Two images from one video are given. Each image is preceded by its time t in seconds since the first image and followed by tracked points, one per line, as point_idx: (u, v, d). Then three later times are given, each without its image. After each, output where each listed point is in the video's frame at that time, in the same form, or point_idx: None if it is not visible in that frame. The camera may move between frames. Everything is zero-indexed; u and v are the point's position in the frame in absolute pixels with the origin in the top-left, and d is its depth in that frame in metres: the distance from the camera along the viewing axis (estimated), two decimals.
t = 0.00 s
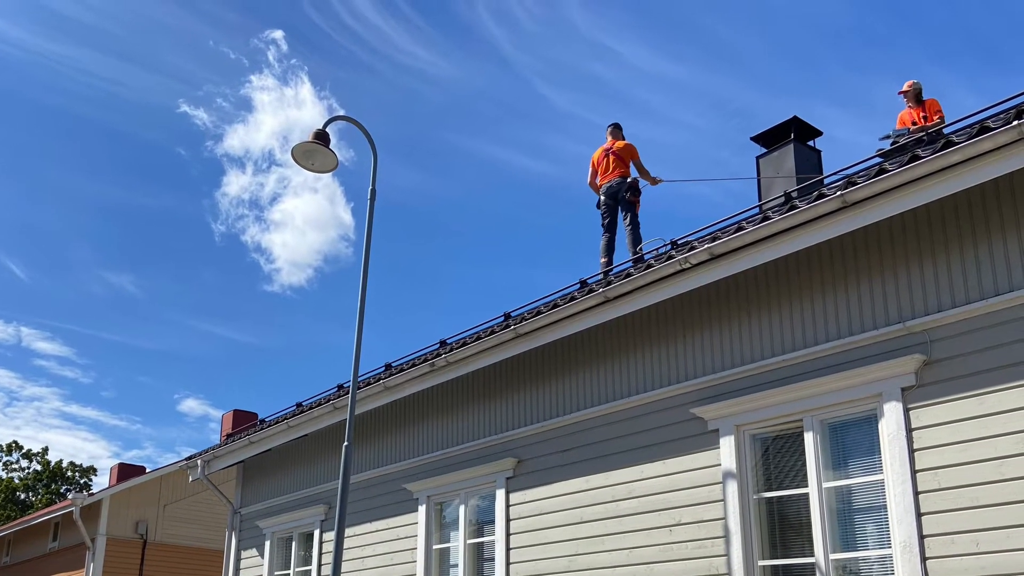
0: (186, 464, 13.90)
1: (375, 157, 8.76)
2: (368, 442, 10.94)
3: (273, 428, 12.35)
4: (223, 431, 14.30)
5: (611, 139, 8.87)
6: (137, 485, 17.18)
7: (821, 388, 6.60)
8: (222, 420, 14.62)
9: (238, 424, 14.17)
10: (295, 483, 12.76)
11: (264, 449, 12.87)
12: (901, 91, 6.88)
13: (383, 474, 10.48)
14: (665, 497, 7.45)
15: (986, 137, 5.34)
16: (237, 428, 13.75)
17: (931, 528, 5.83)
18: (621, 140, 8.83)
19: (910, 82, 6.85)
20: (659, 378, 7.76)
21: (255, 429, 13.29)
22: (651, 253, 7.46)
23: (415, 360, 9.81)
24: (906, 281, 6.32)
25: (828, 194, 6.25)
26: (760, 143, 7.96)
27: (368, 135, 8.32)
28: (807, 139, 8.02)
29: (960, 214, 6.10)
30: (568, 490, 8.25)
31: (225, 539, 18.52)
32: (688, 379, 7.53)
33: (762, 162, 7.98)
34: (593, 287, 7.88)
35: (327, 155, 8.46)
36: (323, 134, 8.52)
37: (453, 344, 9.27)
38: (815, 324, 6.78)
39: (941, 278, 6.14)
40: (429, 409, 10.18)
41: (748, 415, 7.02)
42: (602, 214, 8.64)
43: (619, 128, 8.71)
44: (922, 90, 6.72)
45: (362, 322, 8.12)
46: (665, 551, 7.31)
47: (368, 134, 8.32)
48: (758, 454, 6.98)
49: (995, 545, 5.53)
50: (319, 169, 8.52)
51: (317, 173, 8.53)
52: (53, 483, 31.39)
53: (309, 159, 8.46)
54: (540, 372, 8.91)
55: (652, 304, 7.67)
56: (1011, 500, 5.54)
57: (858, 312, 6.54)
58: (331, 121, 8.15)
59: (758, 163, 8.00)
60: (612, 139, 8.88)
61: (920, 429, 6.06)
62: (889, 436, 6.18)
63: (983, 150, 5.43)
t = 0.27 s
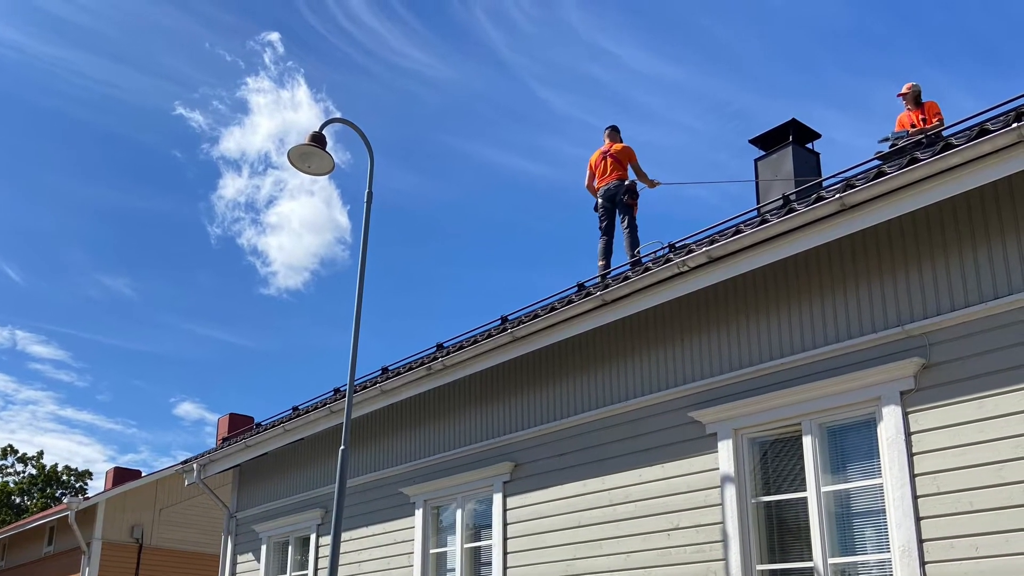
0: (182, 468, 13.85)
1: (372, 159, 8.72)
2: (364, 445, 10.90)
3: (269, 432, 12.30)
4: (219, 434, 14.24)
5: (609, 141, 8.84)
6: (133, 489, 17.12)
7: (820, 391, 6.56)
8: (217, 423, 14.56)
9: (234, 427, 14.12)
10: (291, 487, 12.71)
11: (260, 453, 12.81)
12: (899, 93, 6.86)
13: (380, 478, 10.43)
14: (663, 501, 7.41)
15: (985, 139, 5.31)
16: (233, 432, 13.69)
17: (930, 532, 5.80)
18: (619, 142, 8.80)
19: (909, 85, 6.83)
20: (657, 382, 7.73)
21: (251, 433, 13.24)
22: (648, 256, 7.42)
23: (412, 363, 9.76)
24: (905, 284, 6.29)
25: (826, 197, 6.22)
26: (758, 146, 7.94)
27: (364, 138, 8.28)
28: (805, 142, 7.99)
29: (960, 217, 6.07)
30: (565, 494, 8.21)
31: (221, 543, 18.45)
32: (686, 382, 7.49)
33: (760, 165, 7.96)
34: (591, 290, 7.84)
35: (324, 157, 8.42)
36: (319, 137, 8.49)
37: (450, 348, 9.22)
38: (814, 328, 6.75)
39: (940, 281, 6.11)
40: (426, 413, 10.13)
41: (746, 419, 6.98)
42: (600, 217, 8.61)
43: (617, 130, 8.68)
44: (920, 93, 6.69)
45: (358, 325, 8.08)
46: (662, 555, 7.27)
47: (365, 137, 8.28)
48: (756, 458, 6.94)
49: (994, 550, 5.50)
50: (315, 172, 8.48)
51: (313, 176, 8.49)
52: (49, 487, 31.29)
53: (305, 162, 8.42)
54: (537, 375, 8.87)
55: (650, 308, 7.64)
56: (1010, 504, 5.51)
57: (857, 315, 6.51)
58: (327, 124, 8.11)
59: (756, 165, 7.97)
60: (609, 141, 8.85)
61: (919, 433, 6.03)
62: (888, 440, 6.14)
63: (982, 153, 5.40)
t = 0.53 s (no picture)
0: (178, 472, 13.79)
1: (368, 162, 8.69)
2: (361, 449, 10.85)
3: (265, 436, 12.25)
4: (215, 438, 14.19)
5: (607, 144, 8.81)
6: (129, 493, 17.05)
7: (818, 395, 6.53)
8: (214, 428, 14.50)
9: (230, 431, 14.06)
10: (287, 491, 12.65)
11: (256, 457, 12.76)
12: (898, 95, 6.84)
13: (377, 482, 10.38)
14: (660, 505, 7.37)
15: (984, 142, 5.28)
16: (230, 436, 13.64)
17: (929, 537, 5.76)
18: (616, 145, 8.77)
19: (908, 87, 6.80)
20: (655, 386, 7.69)
21: (247, 437, 13.19)
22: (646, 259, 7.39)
23: (409, 367, 9.72)
24: (904, 287, 6.26)
25: (825, 200, 6.18)
26: (756, 148, 7.91)
27: (361, 140, 8.24)
28: (804, 144, 7.97)
29: (959, 220, 6.04)
30: (563, 498, 8.17)
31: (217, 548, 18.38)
32: (683, 386, 7.46)
33: (759, 167, 7.93)
34: (588, 294, 7.81)
35: (320, 160, 8.38)
36: (315, 140, 8.45)
37: (447, 351, 9.18)
38: (812, 331, 6.71)
39: (938, 284, 6.09)
40: (422, 417, 10.08)
41: (744, 423, 6.94)
42: (597, 220, 8.57)
43: (614, 133, 8.65)
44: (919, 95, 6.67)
45: (354, 328, 8.03)
46: (660, 560, 7.23)
47: (361, 139, 8.24)
48: (754, 462, 6.90)
49: (993, 554, 5.47)
50: (311, 175, 8.44)
51: (309, 179, 8.45)
52: (44, 491, 31.18)
53: (302, 165, 8.38)
54: (534, 379, 8.83)
55: (648, 311, 7.60)
56: (1009, 508, 5.47)
57: (856, 318, 6.48)
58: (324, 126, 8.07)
59: (754, 168, 7.94)
60: (607, 144, 8.82)
61: (918, 437, 5.99)
62: (887, 444, 6.11)
63: (981, 155, 5.38)
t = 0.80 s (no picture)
0: (174, 476, 13.73)
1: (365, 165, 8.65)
2: (358, 453, 10.80)
3: (261, 440, 12.20)
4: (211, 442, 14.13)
5: (604, 146, 8.78)
6: (124, 497, 16.97)
7: (816, 399, 6.49)
8: (210, 431, 14.44)
9: (227, 435, 14.01)
10: (284, 495, 12.60)
11: (252, 461, 12.70)
12: (897, 98, 6.81)
13: (374, 486, 10.33)
14: (658, 509, 7.33)
15: (983, 145, 5.26)
16: (226, 439, 13.58)
17: (928, 541, 5.73)
18: (614, 147, 8.73)
19: (907, 90, 6.78)
20: (653, 389, 7.65)
21: (243, 441, 13.13)
22: (644, 262, 7.35)
23: (406, 370, 9.67)
24: (903, 290, 6.22)
25: (824, 203, 6.15)
26: (755, 151, 7.88)
27: (358, 143, 8.20)
28: (803, 147, 7.94)
29: (958, 222, 6.01)
30: (560, 502, 8.12)
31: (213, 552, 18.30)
32: (681, 390, 7.42)
33: (757, 170, 7.90)
34: (586, 297, 7.77)
35: (316, 163, 8.34)
36: (312, 142, 8.41)
37: (444, 355, 9.14)
38: (811, 334, 6.68)
39: (938, 287, 6.05)
40: (419, 420, 10.04)
41: (743, 426, 6.91)
42: (595, 223, 8.54)
43: (612, 135, 8.62)
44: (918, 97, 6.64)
45: (351, 332, 7.99)
46: (658, 564, 7.19)
47: (358, 142, 8.20)
48: (753, 466, 6.87)
49: (992, 559, 5.44)
50: (307, 177, 8.40)
51: (306, 181, 8.41)
52: (39, 495, 31.07)
53: (298, 167, 8.34)
54: (532, 382, 8.79)
55: (645, 314, 7.57)
56: (1009, 512, 5.44)
57: (855, 321, 6.44)
58: (320, 129, 8.03)
59: (752, 170, 7.92)
60: (605, 146, 8.79)
61: (917, 441, 5.96)
62: (886, 448, 6.07)
63: (980, 158, 5.35)
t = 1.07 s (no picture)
0: (170, 480, 13.66)
1: (362, 167, 8.61)
2: (354, 457, 10.75)
3: (258, 444, 12.15)
4: (207, 446, 14.07)
5: (602, 149, 8.75)
6: (120, 501, 16.91)
7: (815, 402, 6.46)
8: (206, 435, 14.38)
9: (223, 439, 13.96)
10: (280, 499, 12.55)
11: (248, 465, 12.65)
12: (896, 100, 6.79)
13: (370, 490, 10.28)
14: (656, 513, 7.29)
15: (982, 147, 5.23)
16: (222, 443, 13.53)
17: (927, 545, 5.69)
18: (612, 150, 8.70)
19: (906, 92, 6.76)
20: (651, 393, 7.61)
21: (240, 444, 13.07)
22: (642, 265, 7.32)
23: (403, 374, 9.63)
24: (902, 293, 6.19)
25: (822, 205, 6.12)
26: (753, 153, 7.86)
27: (354, 145, 8.17)
28: (801, 149, 7.91)
29: (958, 225, 5.98)
30: (558, 506, 8.08)
31: (208, 556, 18.23)
32: (679, 393, 7.38)
33: (755, 173, 7.87)
34: (584, 300, 7.74)
35: (313, 165, 8.30)
36: (308, 145, 8.37)
37: (441, 358, 9.10)
38: (809, 337, 6.65)
39: (937, 290, 6.02)
40: (416, 424, 9.99)
41: (741, 430, 6.87)
42: (593, 225, 8.51)
43: (610, 138, 8.59)
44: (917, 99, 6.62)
45: (348, 334, 7.95)
46: (656, 568, 7.15)
47: (355, 144, 8.17)
48: (751, 470, 6.83)
49: (992, 563, 5.40)
50: (304, 180, 8.36)
51: (302, 184, 8.37)
52: (34, 499, 30.97)
53: (295, 170, 8.30)
54: (529, 386, 8.75)
55: (643, 317, 7.53)
56: (1008, 517, 5.41)
57: (853, 325, 6.41)
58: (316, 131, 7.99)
59: (751, 173, 7.89)
60: (602, 149, 8.76)
61: (916, 444, 5.92)
62: (885, 451, 6.03)
63: (979, 160, 5.32)
